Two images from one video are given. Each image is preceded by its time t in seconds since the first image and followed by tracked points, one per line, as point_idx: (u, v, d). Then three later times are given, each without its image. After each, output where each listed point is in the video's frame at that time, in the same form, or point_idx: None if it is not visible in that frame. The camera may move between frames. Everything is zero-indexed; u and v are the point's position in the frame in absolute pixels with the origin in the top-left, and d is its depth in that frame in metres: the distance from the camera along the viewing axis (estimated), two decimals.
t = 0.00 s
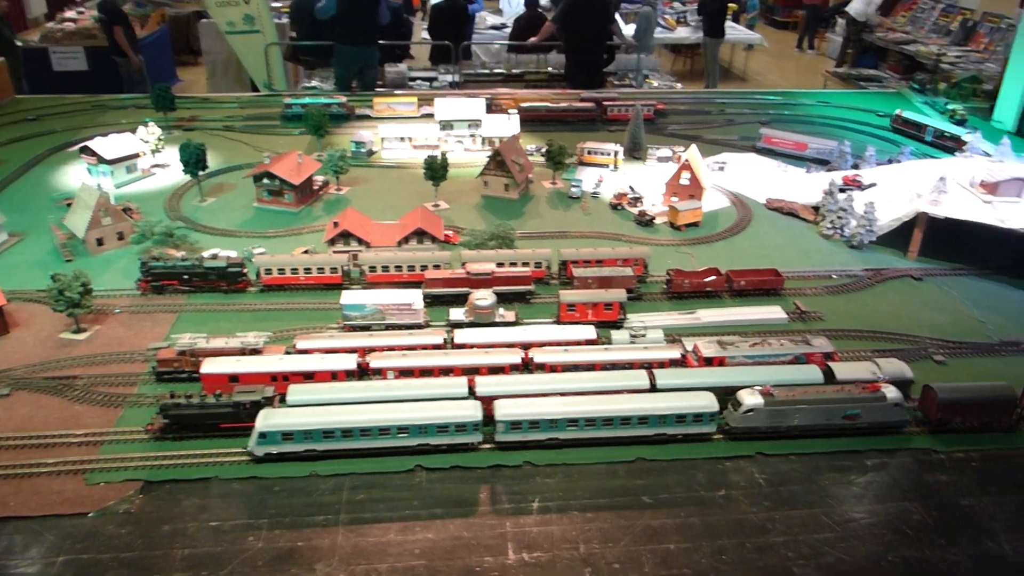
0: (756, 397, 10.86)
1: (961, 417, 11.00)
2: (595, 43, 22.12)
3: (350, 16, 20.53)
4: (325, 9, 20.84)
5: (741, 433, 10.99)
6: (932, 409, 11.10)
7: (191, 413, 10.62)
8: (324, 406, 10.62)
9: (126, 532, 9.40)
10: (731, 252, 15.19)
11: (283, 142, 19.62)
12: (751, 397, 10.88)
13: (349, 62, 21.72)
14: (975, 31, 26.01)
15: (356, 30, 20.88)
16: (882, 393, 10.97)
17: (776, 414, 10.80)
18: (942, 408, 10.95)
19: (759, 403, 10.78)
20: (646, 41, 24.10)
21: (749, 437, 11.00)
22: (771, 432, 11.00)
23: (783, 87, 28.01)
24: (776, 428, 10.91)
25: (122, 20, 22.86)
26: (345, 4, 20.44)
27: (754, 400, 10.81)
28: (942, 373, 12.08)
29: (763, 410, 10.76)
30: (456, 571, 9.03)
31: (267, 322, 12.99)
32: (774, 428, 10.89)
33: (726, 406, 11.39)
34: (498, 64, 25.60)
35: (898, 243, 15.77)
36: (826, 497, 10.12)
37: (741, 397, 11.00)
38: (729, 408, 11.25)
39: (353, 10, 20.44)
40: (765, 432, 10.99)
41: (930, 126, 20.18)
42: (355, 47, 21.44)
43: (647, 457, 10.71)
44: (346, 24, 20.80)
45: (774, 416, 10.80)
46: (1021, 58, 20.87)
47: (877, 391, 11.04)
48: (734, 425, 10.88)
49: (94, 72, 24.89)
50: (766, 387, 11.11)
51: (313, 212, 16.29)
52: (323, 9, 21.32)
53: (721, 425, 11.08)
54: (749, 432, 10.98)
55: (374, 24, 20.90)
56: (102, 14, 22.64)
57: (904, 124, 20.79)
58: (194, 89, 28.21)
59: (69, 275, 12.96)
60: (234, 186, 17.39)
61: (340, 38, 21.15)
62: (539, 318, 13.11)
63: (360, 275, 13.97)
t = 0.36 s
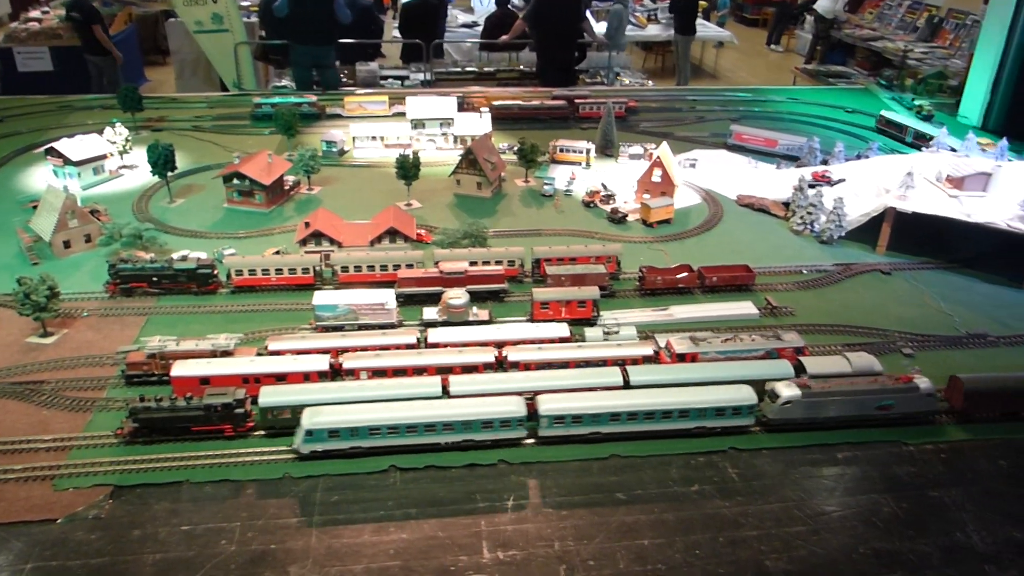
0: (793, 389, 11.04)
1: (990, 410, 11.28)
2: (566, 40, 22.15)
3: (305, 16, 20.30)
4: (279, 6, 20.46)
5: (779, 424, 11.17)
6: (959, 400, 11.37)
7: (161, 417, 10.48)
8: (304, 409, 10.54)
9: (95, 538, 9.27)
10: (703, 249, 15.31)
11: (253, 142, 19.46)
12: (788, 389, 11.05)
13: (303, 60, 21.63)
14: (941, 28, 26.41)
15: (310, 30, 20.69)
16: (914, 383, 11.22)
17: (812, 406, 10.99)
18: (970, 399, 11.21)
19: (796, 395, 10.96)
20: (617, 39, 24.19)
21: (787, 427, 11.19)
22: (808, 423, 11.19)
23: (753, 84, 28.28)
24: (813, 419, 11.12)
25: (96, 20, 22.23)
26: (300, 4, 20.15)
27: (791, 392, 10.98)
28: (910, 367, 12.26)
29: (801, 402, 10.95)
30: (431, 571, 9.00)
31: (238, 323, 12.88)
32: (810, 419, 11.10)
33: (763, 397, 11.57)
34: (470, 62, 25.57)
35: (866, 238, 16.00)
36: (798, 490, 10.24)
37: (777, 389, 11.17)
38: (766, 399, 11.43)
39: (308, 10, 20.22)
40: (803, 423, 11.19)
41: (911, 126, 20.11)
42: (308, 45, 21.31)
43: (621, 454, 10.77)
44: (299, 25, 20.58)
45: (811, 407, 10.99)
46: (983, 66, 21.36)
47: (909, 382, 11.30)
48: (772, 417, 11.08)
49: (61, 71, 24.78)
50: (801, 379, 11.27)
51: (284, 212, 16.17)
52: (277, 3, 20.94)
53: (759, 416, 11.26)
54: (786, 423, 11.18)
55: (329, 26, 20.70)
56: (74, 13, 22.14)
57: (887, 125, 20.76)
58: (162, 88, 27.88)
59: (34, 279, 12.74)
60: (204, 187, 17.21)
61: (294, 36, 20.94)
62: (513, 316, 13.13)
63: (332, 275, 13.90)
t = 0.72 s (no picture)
0: (843, 380, 11.20)
1: None
2: (552, 37, 22.13)
3: (277, 15, 20.21)
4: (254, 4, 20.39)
5: (829, 416, 11.30)
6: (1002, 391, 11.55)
7: (147, 419, 10.41)
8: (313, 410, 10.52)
9: (80, 541, 9.19)
10: (689, 245, 15.33)
11: (237, 141, 19.35)
12: (838, 380, 11.21)
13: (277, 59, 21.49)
14: (924, 23, 26.54)
15: (284, 29, 20.59)
16: (962, 374, 11.41)
17: (863, 397, 11.14)
18: (1014, 389, 11.39)
19: (846, 386, 11.11)
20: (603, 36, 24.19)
21: (839, 419, 11.31)
22: (858, 415, 11.32)
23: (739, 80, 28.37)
24: (864, 410, 11.25)
25: (86, 19, 22.40)
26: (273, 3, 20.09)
27: (841, 383, 11.14)
28: (895, 361, 12.32)
29: (851, 393, 11.09)
30: (419, 571, 8.98)
31: (223, 324, 12.81)
32: (861, 411, 11.23)
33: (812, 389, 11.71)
34: (456, 60, 25.51)
35: (852, 234, 16.07)
36: (785, 485, 10.27)
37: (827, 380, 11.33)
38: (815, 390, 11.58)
39: (282, 9, 20.17)
40: (853, 415, 11.32)
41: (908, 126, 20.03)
42: (282, 45, 21.18)
43: (609, 451, 10.77)
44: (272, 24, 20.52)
45: (861, 398, 11.14)
46: (967, 61, 21.46)
47: (957, 374, 11.48)
48: (823, 408, 11.22)
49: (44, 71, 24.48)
50: (851, 372, 11.42)
51: (270, 211, 16.09)
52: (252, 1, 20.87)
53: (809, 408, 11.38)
54: (837, 415, 11.32)
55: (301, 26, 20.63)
56: (62, 10, 22.27)
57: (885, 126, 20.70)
58: (146, 88, 27.69)
59: (16, 280, 12.61)
60: (188, 186, 17.11)
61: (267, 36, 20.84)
62: (500, 314, 13.12)
63: (318, 275, 13.85)
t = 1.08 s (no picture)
0: (897, 371, 11.28)
1: None
2: (543, 34, 22.08)
3: (269, 15, 20.11)
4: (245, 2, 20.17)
5: (882, 407, 11.42)
6: None
7: (137, 421, 10.34)
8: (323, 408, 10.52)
9: (70, 545, 9.14)
10: (681, 242, 15.33)
11: (227, 141, 19.26)
12: (892, 371, 11.30)
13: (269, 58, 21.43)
14: (915, 19, 26.57)
15: (274, 28, 20.51)
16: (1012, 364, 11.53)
17: (915, 388, 11.25)
18: None
19: (900, 377, 11.20)
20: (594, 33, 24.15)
21: (890, 410, 11.42)
22: (911, 405, 11.42)
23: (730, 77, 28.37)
24: (915, 400, 11.37)
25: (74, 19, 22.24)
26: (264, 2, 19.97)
27: (895, 374, 11.23)
28: (888, 356, 12.34)
29: (905, 383, 11.18)
30: (412, 570, 8.95)
31: (213, 324, 12.75)
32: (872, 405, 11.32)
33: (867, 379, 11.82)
34: (447, 58, 25.45)
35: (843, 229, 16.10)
36: (779, 481, 10.28)
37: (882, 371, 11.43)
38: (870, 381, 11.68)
39: (274, 7, 20.08)
40: (906, 406, 11.43)
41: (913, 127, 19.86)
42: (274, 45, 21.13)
43: (602, 448, 10.76)
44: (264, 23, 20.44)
45: (914, 389, 11.24)
46: (957, 56, 21.47)
47: (1007, 363, 11.59)
48: (877, 399, 11.34)
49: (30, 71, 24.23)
50: (901, 364, 11.49)
51: (261, 211, 16.03)
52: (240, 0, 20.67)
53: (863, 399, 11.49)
54: (891, 406, 11.42)
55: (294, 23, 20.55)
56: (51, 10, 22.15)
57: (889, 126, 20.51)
58: (135, 88, 27.54)
59: (4, 283, 12.52)
60: (178, 186, 17.03)
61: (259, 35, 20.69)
62: (492, 312, 13.10)
63: (310, 274, 13.81)
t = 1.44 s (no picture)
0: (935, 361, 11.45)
1: None
2: (533, 29, 22.08)
3: (262, 14, 20.07)
4: None
5: (923, 396, 11.55)
6: None
7: (125, 421, 10.27)
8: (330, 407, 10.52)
9: (57, 547, 9.07)
10: (670, 238, 15.35)
11: (214, 139, 19.17)
12: (929, 362, 11.47)
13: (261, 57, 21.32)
14: (902, 16, 26.67)
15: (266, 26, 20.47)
16: None
17: (955, 376, 11.40)
18: None
19: (938, 366, 11.36)
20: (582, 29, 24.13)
21: (933, 400, 11.57)
22: (953, 394, 11.55)
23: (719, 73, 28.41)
24: (956, 389, 11.50)
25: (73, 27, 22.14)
26: None
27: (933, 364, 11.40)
28: (876, 350, 12.39)
29: (944, 373, 11.33)
30: (402, 568, 8.93)
31: (201, 323, 12.68)
32: (860, 399, 11.35)
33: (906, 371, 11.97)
34: (436, 55, 25.38)
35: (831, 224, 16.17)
36: (768, 475, 10.31)
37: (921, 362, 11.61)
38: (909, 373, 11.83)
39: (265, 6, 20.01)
40: (946, 395, 11.56)
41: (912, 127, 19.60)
42: (268, 42, 21.05)
43: (591, 445, 10.77)
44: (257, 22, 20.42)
45: (954, 377, 11.39)
46: (943, 51, 21.59)
47: None
48: (916, 389, 11.49)
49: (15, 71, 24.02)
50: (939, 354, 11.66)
51: (249, 209, 15.97)
52: None
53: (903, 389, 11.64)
54: (932, 396, 11.56)
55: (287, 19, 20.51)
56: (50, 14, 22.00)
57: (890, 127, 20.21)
58: (122, 87, 27.36)
59: None
60: (166, 185, 16.93)
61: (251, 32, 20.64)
62: (481, 309, 13.09)
63: (298, 272, 13.75)
